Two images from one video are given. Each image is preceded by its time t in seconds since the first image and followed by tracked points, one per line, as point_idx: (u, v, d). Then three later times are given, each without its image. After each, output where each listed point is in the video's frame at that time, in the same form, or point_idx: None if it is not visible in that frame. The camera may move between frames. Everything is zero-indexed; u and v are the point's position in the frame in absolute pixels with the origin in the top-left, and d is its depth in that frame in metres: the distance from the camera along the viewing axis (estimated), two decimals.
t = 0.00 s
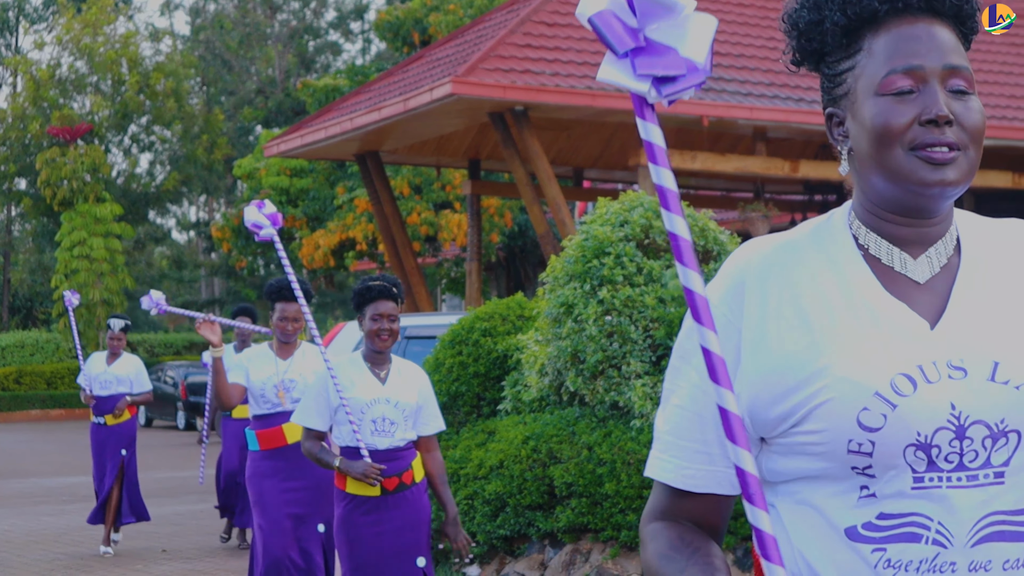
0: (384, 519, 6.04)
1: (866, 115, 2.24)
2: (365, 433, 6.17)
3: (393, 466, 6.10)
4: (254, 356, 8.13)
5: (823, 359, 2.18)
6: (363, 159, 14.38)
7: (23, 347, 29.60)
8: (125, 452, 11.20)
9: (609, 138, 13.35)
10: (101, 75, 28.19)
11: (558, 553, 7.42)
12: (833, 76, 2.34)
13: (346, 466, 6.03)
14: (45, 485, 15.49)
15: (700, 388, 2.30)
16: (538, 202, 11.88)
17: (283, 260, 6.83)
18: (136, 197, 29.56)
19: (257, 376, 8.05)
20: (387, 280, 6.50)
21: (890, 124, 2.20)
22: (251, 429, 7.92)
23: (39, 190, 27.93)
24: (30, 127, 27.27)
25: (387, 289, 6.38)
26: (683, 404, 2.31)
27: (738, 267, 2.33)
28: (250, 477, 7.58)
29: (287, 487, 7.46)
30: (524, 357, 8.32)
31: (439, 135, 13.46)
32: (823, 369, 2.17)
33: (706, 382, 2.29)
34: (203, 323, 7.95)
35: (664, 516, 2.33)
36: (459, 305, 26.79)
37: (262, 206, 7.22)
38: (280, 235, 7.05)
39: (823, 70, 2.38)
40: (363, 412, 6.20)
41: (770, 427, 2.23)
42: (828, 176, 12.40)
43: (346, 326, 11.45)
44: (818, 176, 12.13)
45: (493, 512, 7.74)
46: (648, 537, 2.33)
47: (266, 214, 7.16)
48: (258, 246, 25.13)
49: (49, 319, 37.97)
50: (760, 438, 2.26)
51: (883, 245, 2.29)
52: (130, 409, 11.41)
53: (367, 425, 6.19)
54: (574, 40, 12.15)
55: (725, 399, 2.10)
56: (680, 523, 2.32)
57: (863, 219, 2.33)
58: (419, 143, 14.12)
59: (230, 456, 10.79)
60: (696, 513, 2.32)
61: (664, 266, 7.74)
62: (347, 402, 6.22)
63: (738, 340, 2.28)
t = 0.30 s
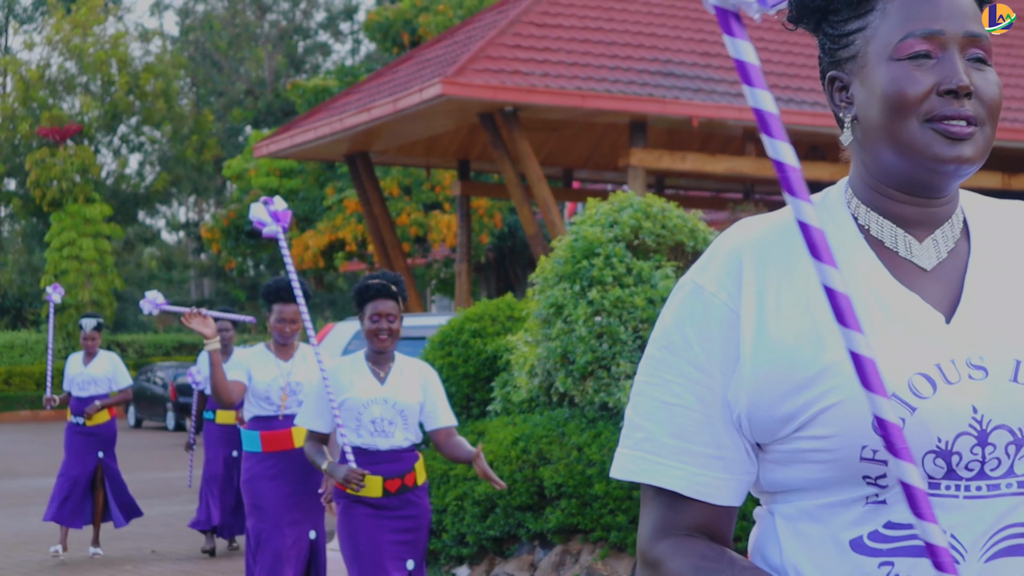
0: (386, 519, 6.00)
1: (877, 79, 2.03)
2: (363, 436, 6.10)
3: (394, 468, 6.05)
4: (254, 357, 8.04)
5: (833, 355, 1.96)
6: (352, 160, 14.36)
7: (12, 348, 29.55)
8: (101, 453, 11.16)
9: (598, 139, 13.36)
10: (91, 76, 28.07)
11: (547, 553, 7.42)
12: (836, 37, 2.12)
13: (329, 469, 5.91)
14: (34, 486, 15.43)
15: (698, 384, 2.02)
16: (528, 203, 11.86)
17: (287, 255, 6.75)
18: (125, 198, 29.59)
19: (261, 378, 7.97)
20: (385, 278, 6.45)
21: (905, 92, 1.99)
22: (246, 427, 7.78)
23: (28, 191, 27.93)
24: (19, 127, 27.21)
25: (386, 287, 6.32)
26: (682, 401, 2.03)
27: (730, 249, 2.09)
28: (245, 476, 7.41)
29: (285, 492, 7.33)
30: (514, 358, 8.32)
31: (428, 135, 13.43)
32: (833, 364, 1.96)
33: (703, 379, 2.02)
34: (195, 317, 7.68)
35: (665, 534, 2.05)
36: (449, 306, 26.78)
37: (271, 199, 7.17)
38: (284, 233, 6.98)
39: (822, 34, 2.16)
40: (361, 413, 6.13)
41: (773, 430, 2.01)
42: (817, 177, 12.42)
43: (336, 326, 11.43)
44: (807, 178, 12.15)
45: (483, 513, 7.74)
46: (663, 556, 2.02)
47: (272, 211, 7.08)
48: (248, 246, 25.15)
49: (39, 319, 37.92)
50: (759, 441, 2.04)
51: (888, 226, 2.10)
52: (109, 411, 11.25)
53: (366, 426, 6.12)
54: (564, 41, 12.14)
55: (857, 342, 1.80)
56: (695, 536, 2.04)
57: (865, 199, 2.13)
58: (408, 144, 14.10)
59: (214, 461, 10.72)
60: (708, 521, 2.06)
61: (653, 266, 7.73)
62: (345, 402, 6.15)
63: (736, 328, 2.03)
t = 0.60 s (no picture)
0: (394, 516, 5.77)
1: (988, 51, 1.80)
2: (372, 427, 5.91)
3: (404, 461, 5.84)
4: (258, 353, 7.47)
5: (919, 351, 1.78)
6: (354, 152, 14.35)
7: (14, 340, 29.53)
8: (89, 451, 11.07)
9: (599, 132, 13.38)
10: (92, 68, 28.06)
11: (551, 544, 7.47)
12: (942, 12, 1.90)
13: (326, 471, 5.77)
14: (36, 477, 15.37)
15: (772, 377, 1.87)
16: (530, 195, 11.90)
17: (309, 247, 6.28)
18: (127, 190, 29.62)
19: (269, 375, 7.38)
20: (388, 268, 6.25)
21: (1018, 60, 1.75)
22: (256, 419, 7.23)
23: (30, 182, 27.97)
24: (21, 119, 27.21)
25: (388, 278, 6.11)
26: (761, 395, 1.88)
27: (823, 235, 1.93)
28: (251, 468, 7.09)
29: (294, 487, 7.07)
30: (517, 348, 8.35)
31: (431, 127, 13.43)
32: (916, 362, 1.78)
33: (778, 373, 1.86)
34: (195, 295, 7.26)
35: (746, 541, 1.88)
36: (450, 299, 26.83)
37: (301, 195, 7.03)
38: (311, 228, 6.86)
39: (929, 10, 1.93)
40: (370, 406, 5.94)
41: (855, 433, 1.83)
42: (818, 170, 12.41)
43: (337, 318, 11.45)
44: (808, 170, 12.15)
45: (486, 504, 7.77)
46: (738, 566, 1.87)
47: (300, 205, 6.94)
48: (251, 238, 25.17)
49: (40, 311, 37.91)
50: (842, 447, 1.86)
51: (1001, 216, 1.89)
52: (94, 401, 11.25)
53: (375, 418, 5.93)
54: (567, 34, 12.11)
55: (974, 329, 1.63)
56: (774, 546, 1.87)
57: (979, 182, 1.92)
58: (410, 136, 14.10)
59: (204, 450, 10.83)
60: (785, 531, 1.88)
61: (656, 259, 7.82)
62: (353, 395, 5.97)
63: (814, 321, 1.87)
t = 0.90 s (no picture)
0: (455, 487, 5.22)
1: None
2: (437, 400, 5.28)
3: (467, 434, 5.27)
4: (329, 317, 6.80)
5: None
6: (420, 123, 14.36)
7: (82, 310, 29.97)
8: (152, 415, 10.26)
9: (665, 103, 13.27)
10: (157, 38, 28.55)
11: (615, 516, 7.47)
12: None
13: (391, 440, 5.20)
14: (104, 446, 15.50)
15: (940, 334, 1.72)
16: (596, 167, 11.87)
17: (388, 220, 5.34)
18: (193, 160, 29.99)
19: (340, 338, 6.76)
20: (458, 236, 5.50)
21: None
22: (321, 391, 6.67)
23: (96, 151, 28.41)
24: (87, 89, 27.62)
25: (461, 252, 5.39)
26: (913, 355, 1.74)
27: (985, 178, 1.79)
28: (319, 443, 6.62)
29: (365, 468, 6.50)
30: (582, 320, 8.31)
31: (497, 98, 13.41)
32: None
33: (947, 331, 1.72)
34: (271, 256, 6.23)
35: (887, 513, 1.79)
36: (514, 271, 26.88)
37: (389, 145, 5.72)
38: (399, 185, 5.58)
39: None
40: (435, 377, 5.31)
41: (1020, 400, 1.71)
42: (886, 141, 12.21)
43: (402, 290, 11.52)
44: (875, 142, 11.97)
45: (551, 476, 7.76)
46: (872, 541, 1.78)
47: (388, 158, 5.65)
48: (316, 209, 25.36)
49: (108, 281, 38.44)
50: (1008, 409, 1.73)
51: None
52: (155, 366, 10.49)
53: (440, 390, 5.30)
54: (633, 4, 11.99)
55: None
56: (919, 523, 1.78)
57: None
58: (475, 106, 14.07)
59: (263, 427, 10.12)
60: (931, 507, 1.78)
61: (721, 231, 7.80)
62: (418, 367, 5.35)
63: (986, 277, 1.73)
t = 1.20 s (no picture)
0: (522, 466, 4.56)
1: None
2: (502, 376, 4.56)
3: (534, 411, 4.56)
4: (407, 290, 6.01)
5: None
6: (485, 91, 14.45)
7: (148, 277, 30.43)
8: (212, 391, 9.41)
9: (730, 73, 13.23)
10: (224, 7, 28.83)
11: (679, 483, 7.54)
12: None
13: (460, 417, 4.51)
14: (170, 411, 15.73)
15: None
16: (661, 136, 11.90)
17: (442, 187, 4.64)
18: (259, 128, 30.36)
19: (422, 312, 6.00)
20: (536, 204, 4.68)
21: None
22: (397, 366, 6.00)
23: (162, 119, 28.84)
24: (154, 58, 28.00)
25: (538, 225, 4.59)
26: None
27: None
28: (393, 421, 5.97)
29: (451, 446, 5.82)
30: (647, 288, 8.36)
31: (563, 66, 13.44)
32: None
33: None
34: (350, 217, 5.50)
35: None
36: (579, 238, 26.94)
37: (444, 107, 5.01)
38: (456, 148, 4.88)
39: None
40: (501, 353, 4.56)
41: None
42: (953, 110, 12.09)
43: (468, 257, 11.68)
44: (941, 111, 11.87)
45: (615, 443, 7.80)
46: None
47: (443, 118, 4.95)
48: (381, 176, 25.52)
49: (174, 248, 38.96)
50: None
51: None
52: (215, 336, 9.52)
53: (505, 367, 4.57)
54: None
55: None
56: None
57: None
58: (540, 74, 14.11)
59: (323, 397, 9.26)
60: None
61: (786, 199, 7.83)
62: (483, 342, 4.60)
63: None
